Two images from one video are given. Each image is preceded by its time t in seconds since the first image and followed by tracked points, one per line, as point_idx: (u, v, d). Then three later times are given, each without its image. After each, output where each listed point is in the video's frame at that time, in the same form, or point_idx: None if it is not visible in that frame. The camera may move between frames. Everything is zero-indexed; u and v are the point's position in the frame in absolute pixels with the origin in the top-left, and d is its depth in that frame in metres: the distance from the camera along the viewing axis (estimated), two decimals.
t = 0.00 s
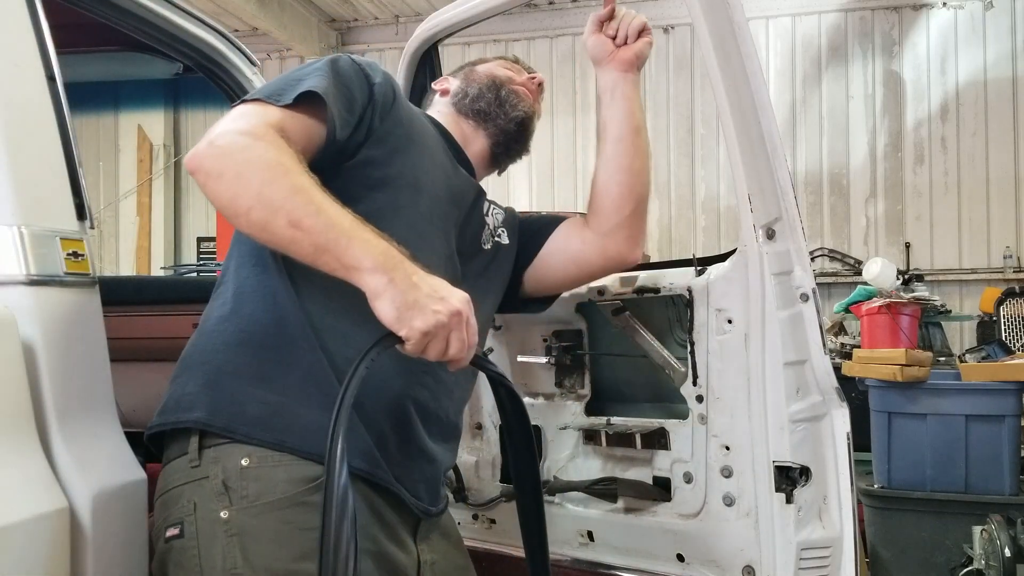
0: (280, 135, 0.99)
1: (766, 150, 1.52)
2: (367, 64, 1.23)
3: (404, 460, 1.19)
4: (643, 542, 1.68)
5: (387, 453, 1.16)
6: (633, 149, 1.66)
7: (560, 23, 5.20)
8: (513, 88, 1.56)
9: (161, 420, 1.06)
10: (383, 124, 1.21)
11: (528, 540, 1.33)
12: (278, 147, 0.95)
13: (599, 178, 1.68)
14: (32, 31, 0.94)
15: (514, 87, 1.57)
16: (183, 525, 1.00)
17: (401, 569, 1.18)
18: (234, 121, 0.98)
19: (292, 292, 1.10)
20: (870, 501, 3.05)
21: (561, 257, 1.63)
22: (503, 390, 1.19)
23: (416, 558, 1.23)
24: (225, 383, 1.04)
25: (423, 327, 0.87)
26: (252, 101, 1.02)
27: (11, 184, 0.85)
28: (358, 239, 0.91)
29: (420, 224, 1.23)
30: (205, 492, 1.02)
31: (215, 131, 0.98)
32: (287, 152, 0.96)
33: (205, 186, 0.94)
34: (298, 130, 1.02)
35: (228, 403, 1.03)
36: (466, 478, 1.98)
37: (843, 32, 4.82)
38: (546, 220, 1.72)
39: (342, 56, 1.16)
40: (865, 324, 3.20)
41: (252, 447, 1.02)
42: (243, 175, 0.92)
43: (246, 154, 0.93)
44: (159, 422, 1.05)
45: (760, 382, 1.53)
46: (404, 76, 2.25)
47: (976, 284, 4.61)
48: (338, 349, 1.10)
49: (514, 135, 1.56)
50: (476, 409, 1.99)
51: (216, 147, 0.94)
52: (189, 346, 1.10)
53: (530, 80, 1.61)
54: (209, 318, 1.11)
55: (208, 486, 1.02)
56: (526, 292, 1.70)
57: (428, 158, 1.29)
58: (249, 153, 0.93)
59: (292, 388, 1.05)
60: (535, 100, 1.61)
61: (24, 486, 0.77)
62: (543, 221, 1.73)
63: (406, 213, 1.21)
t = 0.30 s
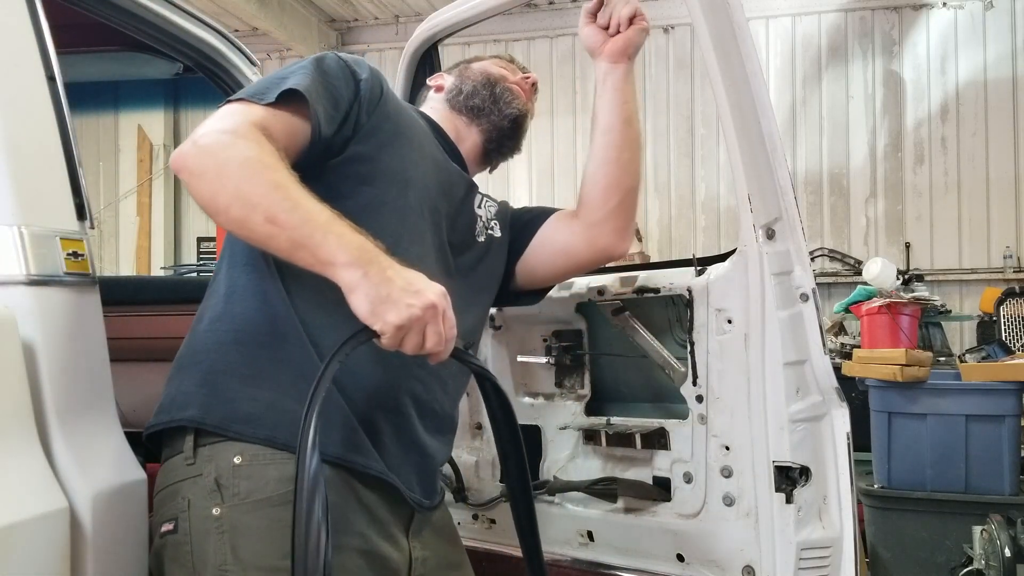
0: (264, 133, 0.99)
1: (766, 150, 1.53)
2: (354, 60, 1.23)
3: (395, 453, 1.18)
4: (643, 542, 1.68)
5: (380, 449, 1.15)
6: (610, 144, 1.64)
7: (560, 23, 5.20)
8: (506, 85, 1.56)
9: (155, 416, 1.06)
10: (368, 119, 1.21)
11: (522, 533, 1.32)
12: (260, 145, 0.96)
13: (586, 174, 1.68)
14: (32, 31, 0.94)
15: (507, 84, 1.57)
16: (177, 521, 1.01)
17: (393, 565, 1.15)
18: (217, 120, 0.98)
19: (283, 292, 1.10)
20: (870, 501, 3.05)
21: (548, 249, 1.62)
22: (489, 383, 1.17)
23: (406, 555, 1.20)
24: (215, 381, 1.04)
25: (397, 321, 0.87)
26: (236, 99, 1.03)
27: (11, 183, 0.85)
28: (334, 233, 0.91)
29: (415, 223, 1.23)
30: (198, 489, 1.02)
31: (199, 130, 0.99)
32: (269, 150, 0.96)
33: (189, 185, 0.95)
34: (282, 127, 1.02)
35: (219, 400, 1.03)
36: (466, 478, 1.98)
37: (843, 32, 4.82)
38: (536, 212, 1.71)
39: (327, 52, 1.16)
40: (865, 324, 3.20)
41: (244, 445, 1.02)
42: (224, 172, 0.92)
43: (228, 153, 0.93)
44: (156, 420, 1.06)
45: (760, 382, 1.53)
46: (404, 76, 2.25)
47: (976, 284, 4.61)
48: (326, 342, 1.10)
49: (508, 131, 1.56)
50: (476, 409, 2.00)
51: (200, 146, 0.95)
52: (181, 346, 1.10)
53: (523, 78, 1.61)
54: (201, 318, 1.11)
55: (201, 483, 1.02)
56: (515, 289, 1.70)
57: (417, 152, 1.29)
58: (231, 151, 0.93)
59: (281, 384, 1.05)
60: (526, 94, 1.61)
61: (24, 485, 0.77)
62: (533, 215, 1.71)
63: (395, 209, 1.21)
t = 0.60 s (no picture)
0: (270, 123, 0.99)
1: (767, 149, 1.53)
2: (363, 55, 1.23)
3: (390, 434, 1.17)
4: (642, 541, 1.68)
5: (378, 431, 1.16)
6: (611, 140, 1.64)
7: (560, 23, 5.21)
8: (514, 81, 1.56)
9: (162, 397, 1.07)
10: (375, 112, 1.21)
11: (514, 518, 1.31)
12: (264, 135, 0.95)
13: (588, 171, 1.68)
14: (32, 31, 0.94)
15: (516, 82, 1.56)
16: (183, 495, 1.02)
17: (393, 542, 1.16)
18: (224, 110, 0.99)
19: (283, 272, 1.10)
20: (870, 501, 3.05)
21: (549, 246, 1.63)
22: (481, 372, 1.17)
23: (406, 532, 1.20)
24: (220, 364, 1.04)
25: (390, 308, 0.88)
26: (246, 91, 1.03)
27: (11, 183, 0.85)
28: (332, 222, 0.91)
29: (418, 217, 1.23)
30: (202, 464, 1.02)
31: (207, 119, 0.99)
32: (274, 142, 0.96)
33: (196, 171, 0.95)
34: (289, 119, 1.02)
35: (222, 382, 1.03)
36: (465, 478, 1.98)
37: (843, 32, 4.83)
38: (539, 208, 1.72)
39: (337, 48, 1.16)
40: (865, 324, 3.21)
41: (246, 421, 1.02)
42: (228, 161, 0.92)
43: (232, 143, 0.93)
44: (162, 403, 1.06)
45: (760, 383, 1.52)
46: (404, 76, 2.24)
47: (976, 284, 4.61)
48: (325, 326, 1.09)
49: (514, 127, 1.55)
50: (476, 409, 2.00)
51: (207, 135, 0.95)
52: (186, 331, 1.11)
53: (534, 76, 1.61)
54: (206, 303, 1.12)
55: (205, 458, 1.02)
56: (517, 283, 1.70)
57: (420, 145, 1.28)
58: (236, 139, 0.93)
59: (284, 367, 1.05)
60: (535, 93, 1.60)
61: (23, 486, 0.77)
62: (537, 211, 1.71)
63: (397, 202, 1.20)
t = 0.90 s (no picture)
0: (281, 115, 1.00)
1: (766, 150, 1.53)
2: (376, 50, 1.25)
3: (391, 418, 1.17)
4: (640, 541, 1.68)
5: (380, 415, 1.16)
6: (617, 133, 1.63)
7: (560, 23, 5.21)
8: (523, 74, 1.56)
9: (171, 380, 1.08)
10: (386, 105, 1.22)
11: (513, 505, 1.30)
12: (274, 125, 0.97)
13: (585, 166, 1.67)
14: (32, 31, 0.94)
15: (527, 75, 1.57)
16: (192, 473, 1.01)
17: (396, 525, 1.15)
18: (237, 102, 1.00)
19: (290, 257, 1.10)
20: (870, 501, 3.05)
21: (550, 246, 1.63)
22: (482, 363, 1.15)
23: (411, 516, 1.19)
24: (229, 347, 1.05)
25: (387, 295, 0.86)
26: (260, 84, 1.04)
27: (11, 183, 0.85)
28: (332, 210, 0.91)
29: (426, 208, 1.22)
30: (209, 444, 1.02)
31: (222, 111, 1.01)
32: (284, 133, 0.97)
33: (209, 160, 0.96)
34: (300, 112, 1.04)
35: (230, 364, 1.04)
36: (465, 478, 1.98)
37: (843, 32, 4.83)
38: (547, 204, 1.74)
39: (350, 44, 1.18)
40: (865, 323, 3.21)
41: (252, 400, 1.01)
42: (237, 151, 0.94)
43: (242, 134, 0.94)
44: (172, 385, 1.07)
45: (760, 383, 1.53)
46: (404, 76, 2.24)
47: (976, 284, 4.61)
48: (330, 309, 1.08)
49: (526, 119, 1.55)
50: (476, 409, 2.00)
51: (220, 126, 0.96)
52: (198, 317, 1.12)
53: (545, 69, 1.61)
54: (217, 289, 1.13)
55: (213, 438, 1.02)
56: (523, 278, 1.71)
57: (429, 136, 1.29)
58: (246, 129, 0.95)
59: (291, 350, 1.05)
60: (546, 86, 1.60)
61: (24, 487, 0.77)
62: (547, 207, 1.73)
63: (405, 193, 1.20)
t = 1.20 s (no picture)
0: (287, 110, 1.01)
1: (766, 150, 1.52)
2: (381, 45, 1.25)
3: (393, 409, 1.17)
4: (641, 542, 1.68)
5: (383, 403, 1.16)
6: (619, 126, 1.63)
7: (560, 23, 5.21)
8: (530, 65, 1.56)
9: (184, 364, 1.08)
10: (390, 98, 1.22)
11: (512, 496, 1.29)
12: (278, 121, 0.97)
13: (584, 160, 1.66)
14: (32, 31, 0.94)
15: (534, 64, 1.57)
16: (198, 456, 1.02)
17: (395, 509, 1.14)
18: (245, 97, 1.01)
19: (297, 249, 1.10)
20: (870, 501, 3.05)
21: (550, 242, 1.62)
22: (478, 357, 1.15)
23: (411, 503, 1.18)
24: (236, 334, 1.05)
25: (374, 288, 0.85)
26: (268, 80, 1.04)
27: (11, 183, 0.85)
28: (328, 204, 0.91)
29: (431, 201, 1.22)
30: (214, 429, 1.02)
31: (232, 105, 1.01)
32: (288, 129, 0.97)
33: (215, 155, 0.96)
34: (307, 107, 1.04)
35: (237, 350, 1.04)
36: (465, 479, 1.98)
37: (843, 33, 4.83)
38: (551, 199, 1.74)
39: (355, 39, 1.19)
40: (865, 323, 3.21)
41: (257, 386, 1.01)
42: (241, 146, 0.94)
43: (248, 130, 0.95)
44: (182, 373, 1.07)
45: (760, 381, 1.53)
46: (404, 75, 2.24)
47: (976, 284, 4.60)
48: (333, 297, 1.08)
49: (534, 109, 1.55)
50: (477, 409, 2.00)
51: (227, 122, 0.97)
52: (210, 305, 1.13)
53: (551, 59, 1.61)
54: (229, 276, 1.14)
55: (218, 423, 1.02)
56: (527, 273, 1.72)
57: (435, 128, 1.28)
58: (251, 124, 0.95)
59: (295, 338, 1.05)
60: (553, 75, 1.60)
61: (24, 487, 0.77)
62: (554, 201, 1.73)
63: (413, 184, 1.20)
